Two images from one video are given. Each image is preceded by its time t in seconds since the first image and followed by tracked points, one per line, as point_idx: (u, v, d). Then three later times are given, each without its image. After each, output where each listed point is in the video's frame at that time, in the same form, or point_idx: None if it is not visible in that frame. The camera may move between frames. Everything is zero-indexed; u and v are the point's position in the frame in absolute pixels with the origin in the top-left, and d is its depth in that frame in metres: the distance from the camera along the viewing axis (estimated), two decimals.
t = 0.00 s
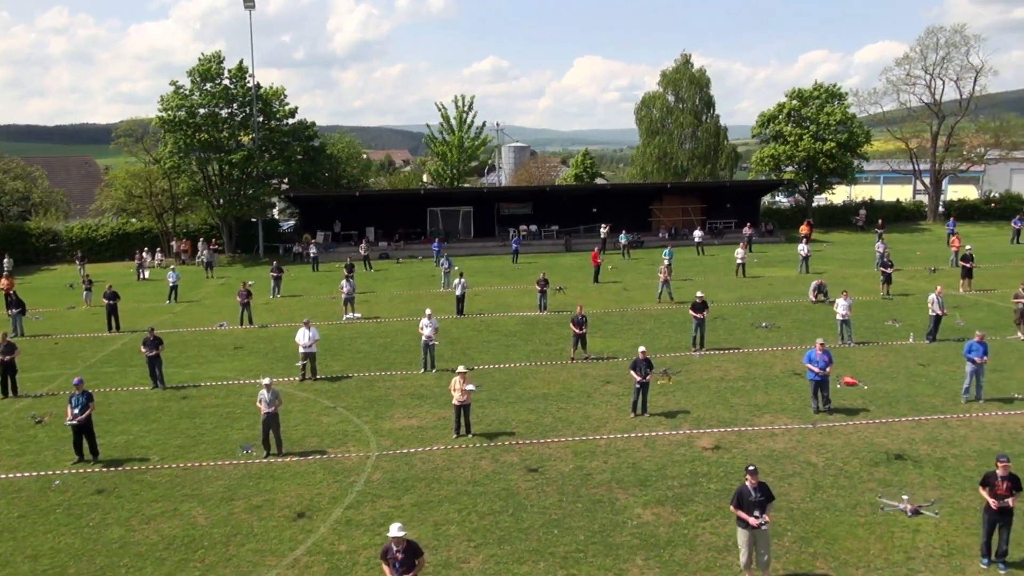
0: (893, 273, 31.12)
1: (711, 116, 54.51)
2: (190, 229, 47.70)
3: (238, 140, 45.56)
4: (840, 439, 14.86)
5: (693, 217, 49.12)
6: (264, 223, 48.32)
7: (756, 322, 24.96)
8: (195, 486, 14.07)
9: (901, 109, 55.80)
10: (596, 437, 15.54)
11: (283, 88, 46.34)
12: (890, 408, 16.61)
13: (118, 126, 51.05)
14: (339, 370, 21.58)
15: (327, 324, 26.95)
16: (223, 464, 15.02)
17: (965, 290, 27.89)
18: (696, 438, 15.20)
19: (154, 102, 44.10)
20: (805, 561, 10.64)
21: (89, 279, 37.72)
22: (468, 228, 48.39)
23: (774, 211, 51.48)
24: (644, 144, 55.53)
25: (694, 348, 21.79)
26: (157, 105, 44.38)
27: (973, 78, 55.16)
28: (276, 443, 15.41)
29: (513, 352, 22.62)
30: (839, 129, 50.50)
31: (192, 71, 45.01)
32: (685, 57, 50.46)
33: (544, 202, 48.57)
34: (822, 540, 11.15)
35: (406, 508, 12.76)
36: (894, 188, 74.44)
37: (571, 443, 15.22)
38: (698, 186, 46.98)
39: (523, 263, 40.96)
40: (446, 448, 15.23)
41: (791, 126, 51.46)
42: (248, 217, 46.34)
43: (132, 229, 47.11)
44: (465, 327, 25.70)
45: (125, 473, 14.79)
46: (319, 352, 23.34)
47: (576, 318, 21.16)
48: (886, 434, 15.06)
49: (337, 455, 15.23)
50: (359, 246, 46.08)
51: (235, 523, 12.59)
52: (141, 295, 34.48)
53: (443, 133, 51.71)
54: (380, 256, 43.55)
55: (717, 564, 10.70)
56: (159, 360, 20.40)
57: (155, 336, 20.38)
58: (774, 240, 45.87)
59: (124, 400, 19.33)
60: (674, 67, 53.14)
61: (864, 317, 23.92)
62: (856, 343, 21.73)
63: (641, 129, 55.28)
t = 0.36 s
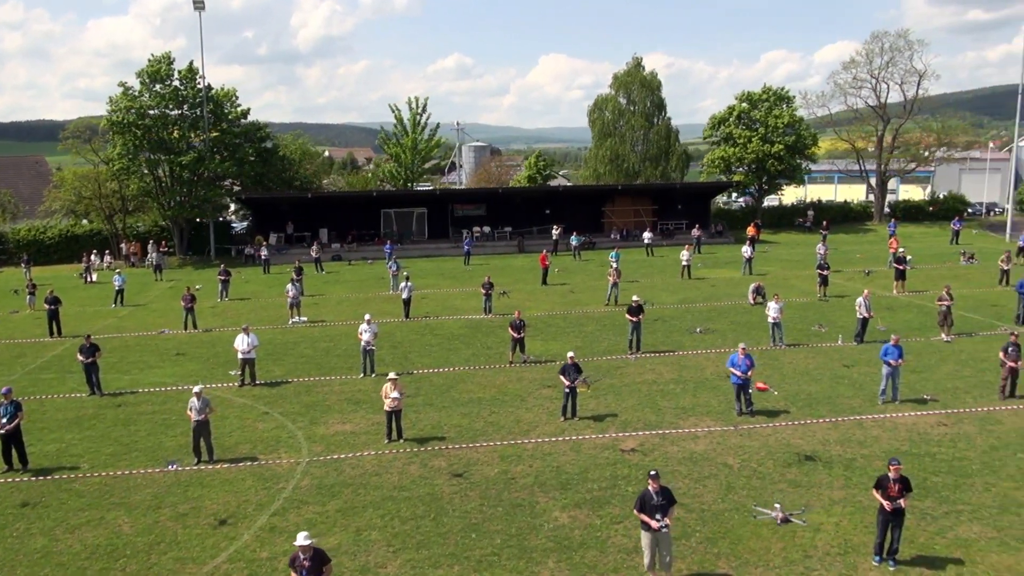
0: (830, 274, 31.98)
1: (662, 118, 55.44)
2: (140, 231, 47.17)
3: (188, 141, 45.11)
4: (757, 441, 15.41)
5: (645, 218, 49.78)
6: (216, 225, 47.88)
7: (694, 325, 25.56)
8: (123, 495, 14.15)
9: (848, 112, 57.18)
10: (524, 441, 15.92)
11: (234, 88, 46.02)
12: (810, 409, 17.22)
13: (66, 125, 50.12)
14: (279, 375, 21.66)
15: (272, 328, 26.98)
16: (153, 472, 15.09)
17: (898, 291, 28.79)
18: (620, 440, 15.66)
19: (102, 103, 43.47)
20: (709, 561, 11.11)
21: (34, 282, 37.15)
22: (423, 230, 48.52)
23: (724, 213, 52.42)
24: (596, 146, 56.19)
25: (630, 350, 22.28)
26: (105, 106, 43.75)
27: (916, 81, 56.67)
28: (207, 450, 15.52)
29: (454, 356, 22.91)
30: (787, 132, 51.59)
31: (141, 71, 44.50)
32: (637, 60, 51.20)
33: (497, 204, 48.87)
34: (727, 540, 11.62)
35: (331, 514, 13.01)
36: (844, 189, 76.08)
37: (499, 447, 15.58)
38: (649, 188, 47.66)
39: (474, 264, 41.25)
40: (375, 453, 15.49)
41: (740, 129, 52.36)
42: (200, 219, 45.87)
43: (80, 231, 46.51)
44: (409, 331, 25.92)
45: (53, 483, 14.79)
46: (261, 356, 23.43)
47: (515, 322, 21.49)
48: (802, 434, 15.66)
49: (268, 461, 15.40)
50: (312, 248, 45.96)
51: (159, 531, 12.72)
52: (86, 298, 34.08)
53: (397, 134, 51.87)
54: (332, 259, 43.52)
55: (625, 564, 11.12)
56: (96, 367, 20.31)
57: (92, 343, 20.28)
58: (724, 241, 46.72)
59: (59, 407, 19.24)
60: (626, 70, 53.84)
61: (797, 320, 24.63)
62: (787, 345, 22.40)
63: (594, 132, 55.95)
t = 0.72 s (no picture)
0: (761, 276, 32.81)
1: (605, 120, 56.25)
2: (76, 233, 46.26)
3: (125, 141, 44.27)
4: (669, 443, 15.90)
5: (588, 219, 50.37)
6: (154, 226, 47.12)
7: (624, 327, 26.06)
8: (35, 508, 14.05)
9: (786, 114, 58.50)
10: (444, 447, 16.18)
11: (172, 88, 45.38)
12: (725, 411, 17.77)
13: None
14: (207, 381, 21.56)
15: (205, 333, 26.76)
16: (68, 484, 14.99)
17: (824, 292, 29.67)
18: (538, 445, 16.02)
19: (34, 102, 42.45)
20: (606, 563, 11.50)
21: None
22: (367, 231, 48.42)
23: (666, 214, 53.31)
24: (540, 147, 56.77)
25: (559, 354, 22.67)
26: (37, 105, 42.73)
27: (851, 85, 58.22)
28: (124, 461, 15.45)
29: (385, 361, 23.03)
30: (727, 134, 52.67)
31: (74, 70, 43.59)
32: (580, 63, 51.88)
33: (442, 205, 48.97)
34: (626, 543, 12.02)
35: (244, 523, 13.11)
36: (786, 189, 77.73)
37: (419, 453, 15.83)
38: (591, 190, 48.24)
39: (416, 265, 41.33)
40: (295, 461, 15.61)
41: (682, 131, 53.27)
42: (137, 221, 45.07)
43: (12, 232, 45.57)
44: (343, 335, 25.95)
45: None
46: (191, 362, 23.26)
47: (445, 327, 21.66)
48: (713, 436, 16.19)
49: (186, 471, 15.41)
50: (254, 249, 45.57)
51: (68, 545, 12.68)
52: (15, 303, 33.35)
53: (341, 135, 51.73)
54: (273, 260, 43.30)
55: (526, 569, 11.45)
56: (17, 376, 19.98)
57: (12, 351, 19.95)
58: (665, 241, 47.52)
59: None
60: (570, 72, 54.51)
61: (723, 322, 25.30)
62: (712, 347, 23.00)
63: (539, 133, 56.54)
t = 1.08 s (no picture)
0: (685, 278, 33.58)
1: (541, 122, 56.80)
2: None
3: (46, 140, 42.84)
4: (577, 449, 16.26)
5: (524, 220, 50.74)
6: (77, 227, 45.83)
7: (548, 331, 26.43)
8: None
9: (718, 117, 59.80)
10: (356, 456, 16.26)
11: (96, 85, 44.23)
12: (635, 415, 18.23)
13: None
14: (122, 391, 21.17)
15: (123, 341, 26.20)
16: None
17: (744, 294, 30.53)
18: (449, 453, 16.23)
19: None
20: (503, 571, 11.77)
21: None
22: (300, 232, 47.92)
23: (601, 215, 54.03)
24: (476, 148, 56.97)
25: (480, 359, 22.90)
26: None
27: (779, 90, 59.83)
28: (25, 477, 15.11)
29: (307, 368, 22.92)
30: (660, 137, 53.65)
31: None
32: (517, 65, 52.30)
33: (377, 206, 48.74)
34: (525, 550, 12.31)
35: (145, 540, 13.00)
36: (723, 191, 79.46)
37: (330, 463, 15.89)
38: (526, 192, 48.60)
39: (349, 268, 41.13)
40: (203, 474, 15.52)
41: (617, 133, 54.00)
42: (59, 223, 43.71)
43: None
44: (266, 342, 25.75)
45: None
46: (106, 372, 22.81)
47: (366, 334, 21.67)
48: (621, 441, 16.61)
49: (90, 487, 15.16)
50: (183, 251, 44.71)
51: None
52: None
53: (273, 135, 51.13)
54: (203, 263, 42.59)
55: None
56: None
57: None
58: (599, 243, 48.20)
59: None
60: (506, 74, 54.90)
61: (644, 326, 25.86)
62: (631, 350, 23.50)
63: (475, 135, 56.76)
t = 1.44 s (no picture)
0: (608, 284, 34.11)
1: (471, 125, 56.87)
2: None
3: None
4: (486, 462, 16.42)
5: (454, 223, 50.75)
6: None
7: (469, 338, 26.56)
8: None
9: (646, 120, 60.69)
10: (263, 474, 16.11)
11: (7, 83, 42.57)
12: (546, 426, 18.48)
13: None
14: (24, 407, 20.50)
15: (30, 353, 25.34)
16: None
17: (664, 299, 31.17)
18: (358, 468, 16.22)
19: None
20: None
21: None
22: (225, 236, 46.99)
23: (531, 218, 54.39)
24: (406, 151, 56.72)
25: (398, 369, 22.89)
26: None
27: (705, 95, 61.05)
28: None
29: (221, 380, 22.55)
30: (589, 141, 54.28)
31: None
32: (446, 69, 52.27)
33: (304, 209, 48.12)
34: (424, 568, 12.42)
35: (34, 568, 12.67)
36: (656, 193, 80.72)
37: (235, 482, 15.71)
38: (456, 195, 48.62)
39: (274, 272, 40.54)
40: (103, 495, 15.19)
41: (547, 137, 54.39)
42: None
43: None
44: (181, 352, 25.24)
45: None
46: (8, 387, 22.04)
47: (281, 346, 21.42)
48: (530, 453, 16.84)
49: None
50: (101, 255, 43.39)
51: None
52: None
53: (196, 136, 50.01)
54: (121, 268, 41.44)
55: None
56: None
57: None
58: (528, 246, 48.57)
59: None
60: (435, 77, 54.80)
61: (563, 333, 26.19)
62: (548, 358, 23.78)
63: (404, 138, 56.51)
